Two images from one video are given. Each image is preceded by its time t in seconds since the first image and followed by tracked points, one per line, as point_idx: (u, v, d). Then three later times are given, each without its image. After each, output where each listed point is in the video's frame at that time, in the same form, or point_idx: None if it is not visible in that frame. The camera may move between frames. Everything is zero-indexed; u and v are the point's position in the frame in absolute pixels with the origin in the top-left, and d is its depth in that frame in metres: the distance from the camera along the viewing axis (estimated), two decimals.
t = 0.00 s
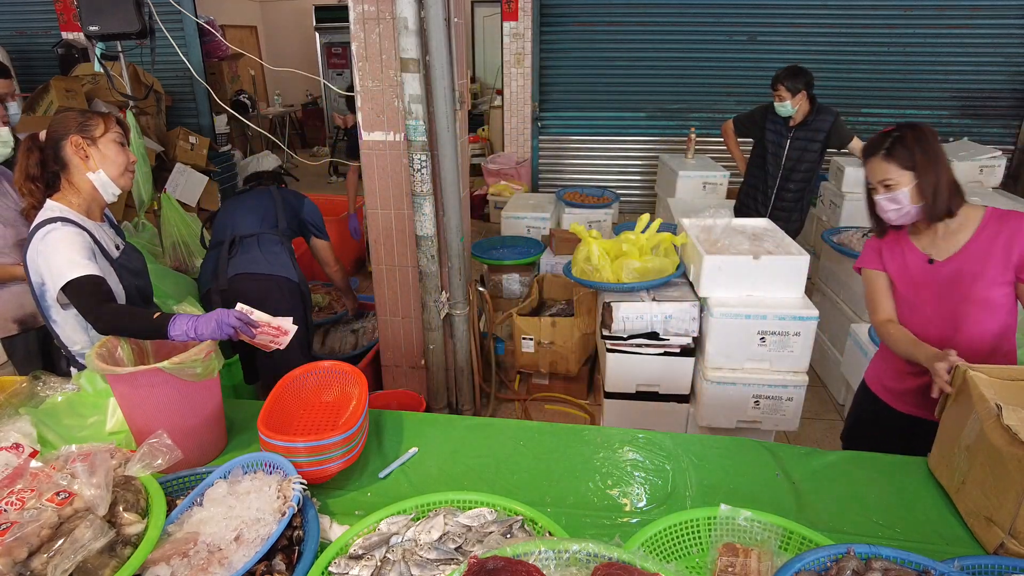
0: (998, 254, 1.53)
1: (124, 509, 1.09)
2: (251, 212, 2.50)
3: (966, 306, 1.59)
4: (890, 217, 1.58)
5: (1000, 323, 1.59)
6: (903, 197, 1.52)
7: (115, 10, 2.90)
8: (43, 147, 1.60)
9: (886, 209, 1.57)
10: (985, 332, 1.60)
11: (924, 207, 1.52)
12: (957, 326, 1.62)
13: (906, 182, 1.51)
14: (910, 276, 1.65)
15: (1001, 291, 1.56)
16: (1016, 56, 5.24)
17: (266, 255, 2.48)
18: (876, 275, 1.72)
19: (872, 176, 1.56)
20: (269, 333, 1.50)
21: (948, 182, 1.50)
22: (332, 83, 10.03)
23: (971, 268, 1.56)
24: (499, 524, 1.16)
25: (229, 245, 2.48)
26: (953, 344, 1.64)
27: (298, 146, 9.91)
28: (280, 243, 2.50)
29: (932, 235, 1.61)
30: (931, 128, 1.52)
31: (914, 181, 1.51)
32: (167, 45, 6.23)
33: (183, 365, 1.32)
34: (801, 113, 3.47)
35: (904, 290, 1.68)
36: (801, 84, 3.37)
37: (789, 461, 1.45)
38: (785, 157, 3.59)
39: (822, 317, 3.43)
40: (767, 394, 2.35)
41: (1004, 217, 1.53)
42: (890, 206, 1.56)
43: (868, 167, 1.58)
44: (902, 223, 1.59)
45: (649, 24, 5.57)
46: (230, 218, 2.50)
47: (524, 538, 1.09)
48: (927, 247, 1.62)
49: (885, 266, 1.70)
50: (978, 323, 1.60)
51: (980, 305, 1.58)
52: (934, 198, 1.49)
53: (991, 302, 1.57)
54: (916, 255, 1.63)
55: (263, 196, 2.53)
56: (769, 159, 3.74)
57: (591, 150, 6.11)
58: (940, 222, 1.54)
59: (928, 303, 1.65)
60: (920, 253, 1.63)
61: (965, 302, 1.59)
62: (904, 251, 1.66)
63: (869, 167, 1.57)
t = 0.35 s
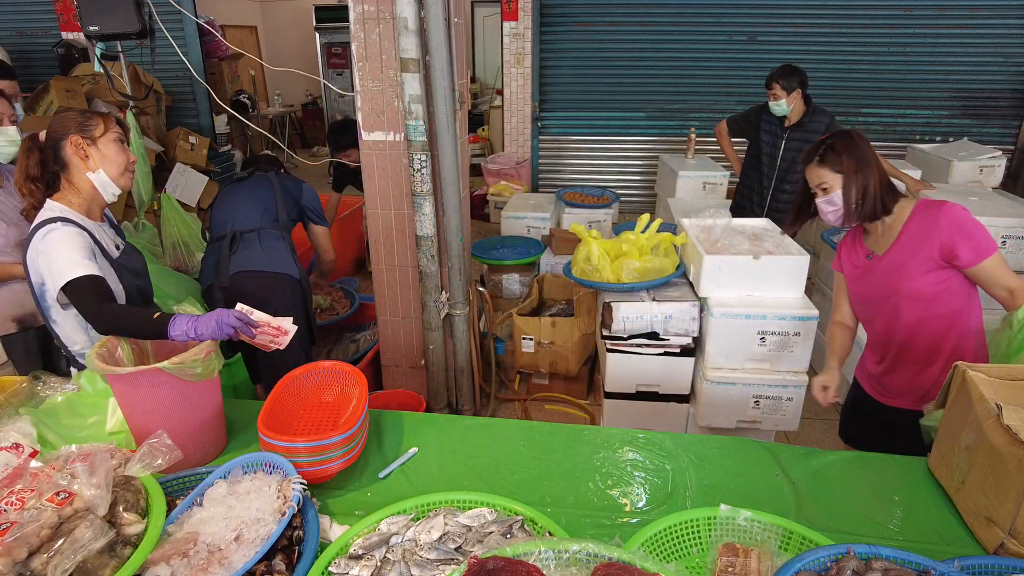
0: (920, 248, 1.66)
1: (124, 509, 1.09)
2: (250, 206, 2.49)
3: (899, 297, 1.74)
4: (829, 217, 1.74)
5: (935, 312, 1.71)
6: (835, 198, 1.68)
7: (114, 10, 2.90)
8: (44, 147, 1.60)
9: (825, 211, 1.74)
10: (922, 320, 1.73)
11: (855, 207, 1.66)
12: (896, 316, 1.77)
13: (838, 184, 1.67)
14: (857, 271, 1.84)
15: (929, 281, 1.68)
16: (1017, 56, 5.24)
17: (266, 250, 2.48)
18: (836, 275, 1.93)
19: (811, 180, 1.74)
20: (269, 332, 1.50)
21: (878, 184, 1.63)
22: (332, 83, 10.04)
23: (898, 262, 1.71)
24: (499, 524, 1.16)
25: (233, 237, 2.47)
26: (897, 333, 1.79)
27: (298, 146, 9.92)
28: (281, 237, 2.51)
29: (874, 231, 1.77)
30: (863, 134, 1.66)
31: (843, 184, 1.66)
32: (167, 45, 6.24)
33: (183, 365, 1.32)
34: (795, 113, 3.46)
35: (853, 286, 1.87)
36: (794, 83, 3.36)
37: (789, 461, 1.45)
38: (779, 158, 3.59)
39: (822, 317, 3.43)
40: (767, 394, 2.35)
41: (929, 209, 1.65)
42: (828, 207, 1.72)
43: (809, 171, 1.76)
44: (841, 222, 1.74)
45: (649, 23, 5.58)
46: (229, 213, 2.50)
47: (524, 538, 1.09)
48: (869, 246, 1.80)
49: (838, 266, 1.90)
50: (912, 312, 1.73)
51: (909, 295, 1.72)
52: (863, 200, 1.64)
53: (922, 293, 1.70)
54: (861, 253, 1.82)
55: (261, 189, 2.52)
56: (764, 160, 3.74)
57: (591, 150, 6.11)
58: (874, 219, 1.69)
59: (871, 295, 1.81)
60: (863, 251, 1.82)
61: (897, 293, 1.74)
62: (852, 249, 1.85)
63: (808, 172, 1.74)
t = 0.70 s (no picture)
0: (901, 252, 1.66)
1: (124, 509, 1.09)
2: (255, 206, 2.49)
3: (874, 296, 1.76)
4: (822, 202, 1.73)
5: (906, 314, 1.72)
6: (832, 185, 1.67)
7: (115, 10, 2.90)
8: (44, 148, 1.60)
9: (819, 193, 1.73)
10: (894, 320, 1.75)
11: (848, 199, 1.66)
12: (870, 313, 1.80)
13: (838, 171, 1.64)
14: (841, 265, 1.85)
15: (906, 284, 1.69)
16: (1017, 56, 5.24)
17: (272, 249, 2.47)
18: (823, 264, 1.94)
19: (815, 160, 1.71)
20: (269, 332, 1.50)
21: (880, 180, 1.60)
22: (332, 83, 10.05)
23: (878, 262, 1.72)
24: (499, 524, 1.16)
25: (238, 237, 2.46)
26: (869, 330, 1.82)
27: (298, 146, 9.92)
28: (287, 236, 2.51)
29: (863, 227, 1.76)
30: (880, 124, 1.60)
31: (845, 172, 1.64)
32: (167, 45, 6.24)
33: (183, 365, 1.32)
34: (795, 114, 3.46)
35: (836, 278, 1.88)
36: (793, 83, 3.36)
37: (790, 461, 1.45)
38: (779, 158, 3.59)
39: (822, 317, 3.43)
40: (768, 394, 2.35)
41: (919, 213, 1.63)
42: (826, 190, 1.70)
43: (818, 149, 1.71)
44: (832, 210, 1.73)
45: (648, 23, 5.57)
46: (233, 212, 2.50)
47: (524, 538, 1.09)
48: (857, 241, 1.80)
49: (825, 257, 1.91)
50: (885, 312, 1.75)
51: (885, 295, 1.73)
52: (860, 193, 1.62)
53: (896, 295, 1.71)
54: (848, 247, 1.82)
55: (266, 189, 2.52)
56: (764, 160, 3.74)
57: (591, 150, 6.11)
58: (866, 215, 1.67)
59: (849, 291, 1.83)
60: (851, 246, 1.82)
61: (872, 291, 1.76)
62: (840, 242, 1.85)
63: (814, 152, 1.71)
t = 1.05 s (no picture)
0: (935, 252, 1.64)
1: (124, 509, 1.09)
2: (257, 204, 2.49)
3: (899, 295, 1.73)
4: (902, 203, 1.56)
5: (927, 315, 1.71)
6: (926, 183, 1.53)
7: (115, 10, 2.90)
8: (44, 148, 1.60)
9: (904, 193, 1.54)
10: (914, 320, 1.73)
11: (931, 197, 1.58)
12: (890, 312, 1.76)
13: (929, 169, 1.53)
14: (857, 261, 1.79)
15: (935, 285, 1.67)
16: (1016, 56, 5.24)
17: (273, 247, 2.48)
18: (827, 260, 1.87)
19: (905, 158, 1.51)
20: (270, 332, 1.51)
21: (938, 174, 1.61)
22: (332, 83, 10.07)
23: (908, 261, 1.68)
24: (499, 524, 1.16)
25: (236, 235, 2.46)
26: (886, 329, 1.79)
27: (298, 146, 9.92)
28: (288, 235, 2.51)
29: (888, 224, 1.71)
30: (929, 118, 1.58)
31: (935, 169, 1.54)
32: (167, 45, 6.24)
33: (183, 365, 1.32)
34: (797, 112, 3.47)
35: (849, 275, 1.81)
36: (796, 81, 3.36)
37: (790, 461, 1.45)
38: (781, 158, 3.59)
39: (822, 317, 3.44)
40: (767, 394, 2.35)
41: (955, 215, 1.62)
42: (912, 191, 1.54)
43: (897, 146, 1.52)
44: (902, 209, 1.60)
45: (648, 23, 5.57)
46: (237, 210, 2.49)
47: (524, 538, 1.09)
48: (878, 236, 1.74)
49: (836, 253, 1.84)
50: (908, 311, 1.73)
51: (912, 295, 1.70)
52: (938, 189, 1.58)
53: (921, 295, 1.69)
54: (868, 243, 1.75)
55: (269, 187, 2.51)
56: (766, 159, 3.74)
57: (591, 150, 6.11)
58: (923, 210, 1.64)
59: (865, 289, 1.78)
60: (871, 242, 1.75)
61: (898, 290, 1.72)
62: (856, 237, 1.78)
63: (900, 148, 1.51)
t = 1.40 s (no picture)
0: (965, 255, 1.66)
1: (124, 509, 1.09)
2: (253, 198, 2.44)
3: (927, 297, 1.72)
4: (943, 205, 1.56)
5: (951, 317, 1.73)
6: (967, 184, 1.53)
7: (115, 10, 2.90)
8: (44, 148, 1.60)
9: (946, 195, 1.54)
10: (940, 323, 1.74)
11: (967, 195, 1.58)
12: (916, 315, 1.75)
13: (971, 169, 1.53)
14: (881, 262, 1.76)
15: (963, 287, 1.69)
16: (1016, 56, 5.24)
17: (269, 245, 2.45)
18: (844, 262, 1.82)
19: (952, 159, 1.49)
20: (270, 332, 1.50)
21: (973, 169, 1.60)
22: (332, 83, 10.07)
23: (939, 263, 1.68)
24: (499, 524, 1.16)
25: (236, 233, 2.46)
26: (910, 331, 1.78)
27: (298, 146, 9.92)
28: (286, 228, 2.46)
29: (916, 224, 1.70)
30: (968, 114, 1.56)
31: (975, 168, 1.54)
32: (166, 45, 6.24)
33: (183, 365, 1.31)
34: (800, 110, 3.48)
35: (874, 276, 1.78)
36: (800, 80, 3.35)
37: (790, 461, 1.45)
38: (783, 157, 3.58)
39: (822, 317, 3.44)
40: (767, 394, 2.35)
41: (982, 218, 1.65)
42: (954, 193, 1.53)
43: (941, 148, 1.50)
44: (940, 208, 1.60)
45: (649, 23, 5.57)
46: (236, 205, 2.46)
47: (524, 538, 1.09)
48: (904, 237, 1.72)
49: (856, 254, 1.80)
50: (937, 313, 1.73)
51: (941, 297, 1.71)
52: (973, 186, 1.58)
53: (950, 297, 1.70)
54: (894, 244, 1.73)
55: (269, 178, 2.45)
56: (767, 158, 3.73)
57: (591, 150, 6.11)
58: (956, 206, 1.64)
59: (891, 290, 1.76)
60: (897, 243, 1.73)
61: (928, 292, 1.72)
62: (880, 237, 1.75)
63: (946, 149, 1.49)
